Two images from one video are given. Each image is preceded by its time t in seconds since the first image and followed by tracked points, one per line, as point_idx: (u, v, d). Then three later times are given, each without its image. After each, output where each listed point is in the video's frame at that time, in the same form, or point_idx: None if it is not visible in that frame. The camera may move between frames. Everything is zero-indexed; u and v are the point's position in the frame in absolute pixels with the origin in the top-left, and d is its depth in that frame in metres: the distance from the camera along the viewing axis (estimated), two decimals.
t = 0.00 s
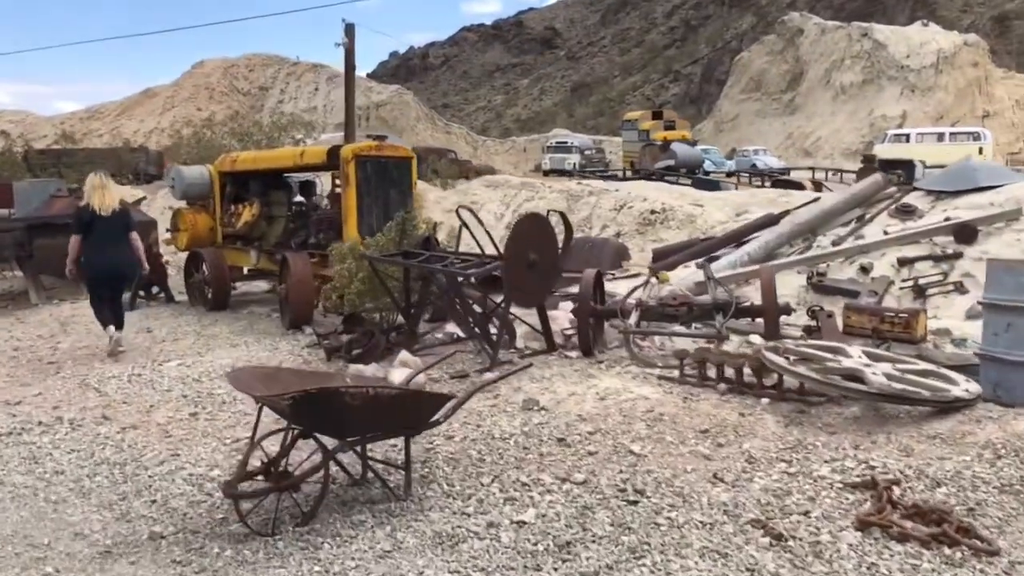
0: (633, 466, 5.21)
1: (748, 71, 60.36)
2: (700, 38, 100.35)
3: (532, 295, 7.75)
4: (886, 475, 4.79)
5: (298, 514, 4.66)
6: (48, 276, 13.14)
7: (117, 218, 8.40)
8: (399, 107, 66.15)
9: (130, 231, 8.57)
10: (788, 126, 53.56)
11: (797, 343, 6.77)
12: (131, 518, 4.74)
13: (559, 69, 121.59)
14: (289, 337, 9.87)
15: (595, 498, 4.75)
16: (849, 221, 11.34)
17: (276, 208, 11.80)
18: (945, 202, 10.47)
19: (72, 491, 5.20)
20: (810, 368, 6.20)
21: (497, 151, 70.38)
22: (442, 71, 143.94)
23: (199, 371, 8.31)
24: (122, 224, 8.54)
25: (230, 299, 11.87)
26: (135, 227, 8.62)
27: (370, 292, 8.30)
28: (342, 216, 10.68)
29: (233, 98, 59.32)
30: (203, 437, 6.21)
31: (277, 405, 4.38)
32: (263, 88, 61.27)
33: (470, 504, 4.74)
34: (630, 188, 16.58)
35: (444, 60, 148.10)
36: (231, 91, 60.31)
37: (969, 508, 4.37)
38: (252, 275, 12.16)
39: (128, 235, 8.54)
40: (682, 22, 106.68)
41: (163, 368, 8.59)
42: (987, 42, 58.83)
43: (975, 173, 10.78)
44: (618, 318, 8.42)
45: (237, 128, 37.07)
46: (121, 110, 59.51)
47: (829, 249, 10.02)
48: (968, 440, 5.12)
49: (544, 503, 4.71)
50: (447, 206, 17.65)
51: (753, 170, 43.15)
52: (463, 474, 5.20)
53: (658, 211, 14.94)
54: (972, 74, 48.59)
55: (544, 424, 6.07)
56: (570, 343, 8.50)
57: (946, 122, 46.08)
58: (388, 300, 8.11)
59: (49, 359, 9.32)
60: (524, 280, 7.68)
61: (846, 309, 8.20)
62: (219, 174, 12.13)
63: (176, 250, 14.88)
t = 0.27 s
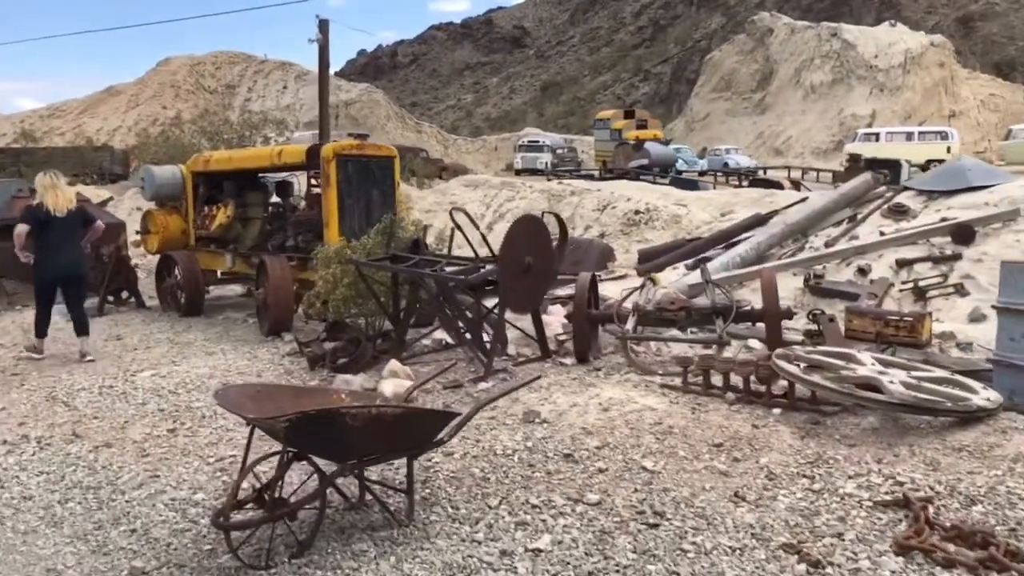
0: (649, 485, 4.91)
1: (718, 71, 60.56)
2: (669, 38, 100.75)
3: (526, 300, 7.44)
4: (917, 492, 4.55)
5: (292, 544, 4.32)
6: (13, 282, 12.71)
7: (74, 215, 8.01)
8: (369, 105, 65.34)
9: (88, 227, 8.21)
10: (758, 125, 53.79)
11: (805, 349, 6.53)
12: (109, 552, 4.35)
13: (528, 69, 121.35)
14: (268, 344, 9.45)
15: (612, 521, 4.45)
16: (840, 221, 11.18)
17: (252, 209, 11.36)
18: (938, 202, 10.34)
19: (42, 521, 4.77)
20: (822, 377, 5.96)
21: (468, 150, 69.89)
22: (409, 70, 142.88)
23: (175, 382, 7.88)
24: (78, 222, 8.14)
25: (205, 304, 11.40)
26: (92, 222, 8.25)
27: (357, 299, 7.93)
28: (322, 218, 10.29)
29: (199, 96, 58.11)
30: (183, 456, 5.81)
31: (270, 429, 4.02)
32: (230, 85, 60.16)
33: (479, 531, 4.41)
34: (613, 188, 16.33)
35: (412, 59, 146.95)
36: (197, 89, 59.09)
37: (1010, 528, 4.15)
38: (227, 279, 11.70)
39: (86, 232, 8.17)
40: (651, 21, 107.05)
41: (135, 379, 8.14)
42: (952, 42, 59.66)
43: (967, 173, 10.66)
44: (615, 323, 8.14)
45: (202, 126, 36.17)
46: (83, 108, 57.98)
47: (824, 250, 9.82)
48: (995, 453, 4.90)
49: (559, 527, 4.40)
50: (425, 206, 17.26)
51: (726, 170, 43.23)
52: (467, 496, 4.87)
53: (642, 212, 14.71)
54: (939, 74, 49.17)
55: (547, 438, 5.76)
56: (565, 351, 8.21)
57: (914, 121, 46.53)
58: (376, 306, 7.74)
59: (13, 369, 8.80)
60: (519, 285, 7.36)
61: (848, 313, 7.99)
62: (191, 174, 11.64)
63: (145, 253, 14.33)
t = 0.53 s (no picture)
0: (666, 502, 4.65)
1: (683, 72, 60.81)
2: (632, 39, 101.16)
3: (520, 304, 7.14)
4: (950, 506, 4.33)
5: None
6: None
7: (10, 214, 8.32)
8: (332, 105, 64.47)
9: (24, 228, 8.49)
10: (724, 126, 54.09)
11: (809, 354, 6.33)
12: None
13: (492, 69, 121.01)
14: (243, 352, 9.04)
15: (633, 543, 4.19)
16: (826, 221, 11.06)
17: (223, 211, 10.91)
18: (926, 202, 10.26)
19: (9, 554, 4.37)
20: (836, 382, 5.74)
21: (433, 151, 69.34)
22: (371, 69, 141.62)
23: (145, 394, 7.43)
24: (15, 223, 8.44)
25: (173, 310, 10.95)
26: (29, 223, 8.55)
27: (340, 305, 7.56)
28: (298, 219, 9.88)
29: (157, 95, 56.78)
30: (162, 476, 5.40)
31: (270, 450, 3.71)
32: (190, 84, 58.95)
33: (493, 557, 4.10)
34: (591, 188, 16.10)
35: (374, 58, 145.69)
36: (155, 88, 57.74)
37: None
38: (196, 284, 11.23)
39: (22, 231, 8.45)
40: (614, 22, 107.42)
41: (103, 391, 7.69)
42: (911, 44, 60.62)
43: (954, 172, 10.60)
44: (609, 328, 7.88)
45: (161, 126, 35.22)
46: (36, 107, 56.29)
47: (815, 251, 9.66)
48: (1023, 462, 4.71)
49: (577, 551, 4.12)
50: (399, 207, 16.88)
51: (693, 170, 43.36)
52: (475, 517, 4.56)
53: (622, 212, 14.50)
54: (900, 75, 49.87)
55: (553, 451, 5.46)
56: (557, 357, 7.92)
57: (876, 122, 47.11)
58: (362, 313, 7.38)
59: None
60: (512, 288, 7.06)
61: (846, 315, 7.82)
62: (158, 174, 11.15)
63: (109, 256, 13.76)
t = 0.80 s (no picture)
0: (688, 522, 4.37)
1: (645, 74, 61.00)
2: (593, 41, 101.40)
3: (511, 311, 6.81)
4: (987, 523, 4.12)
5: None
6: None
7: None
8: (291, 106, 63.41)
9: None
10: (686, 127, 54.32)
11: (815, 361, 6.12)
12: None
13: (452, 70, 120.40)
14: (214, 362, 8.60)
15: (659, 570, 3.91)
16: (810, 222, 10.94)
17: (190, 213, 10.45)
18: (911, 202, 10.19)
19: None
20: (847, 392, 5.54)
21: (394, 152, 68.60)
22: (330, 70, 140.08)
23: (112, 408, 6.95)
24: None
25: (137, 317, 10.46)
26: None
27: (323, 311, 7.17)
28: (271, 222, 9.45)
29: (111, 95, 55.28)
30: (137, 501, 4.98)
31: (269, 479, 3.37)
32: (145, 84, 57.60)
33: None
34: (566, 190, 15.85)
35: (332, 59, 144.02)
36: (108, 88, 56.20)
37: None
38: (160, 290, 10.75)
39: None
40: (575, 24, 107.58)
41: (65, 405, 7.21)
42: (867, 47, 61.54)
43: (936, 171, 10.56)
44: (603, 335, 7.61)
45: (115, 127, 34.17)
46: None
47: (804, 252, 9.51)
48: None
49: None
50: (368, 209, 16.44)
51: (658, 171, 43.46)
52: (484, 543, 4.24)
53: (599, 214, 14.27)
54: (858, 78, 50.58)
55: (559, 468, 5.16)
56: (550, 365, 7.63)
57: (836, 123, 47.68)
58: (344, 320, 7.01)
59: None
60: (504, 294, 6.74)
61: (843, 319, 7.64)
62: (119, 175, 10.62)
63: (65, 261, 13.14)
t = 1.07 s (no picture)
0: (733, 544, 4.06)
1: (623, 75, 60.90)
2: (568, 43, 101.31)
3: (520, 316, 6.47)
4: None
5: None
6: None
7: None
8: (266, 106, 62.46)
9: None
10: (665, 128, 54.26)
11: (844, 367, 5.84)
12: None
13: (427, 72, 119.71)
14: (201, 370, 8.16)
15: None
16: (812, 222, 10.72)
17: (172, 216, 10.01)
18: (917, 202, 10.00)
19: None
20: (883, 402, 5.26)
21: (370, 154, 67.87)
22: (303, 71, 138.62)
23: (96, 422, 6.51)
24: None
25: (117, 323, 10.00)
26: None
27: (321, 317, 6.78)
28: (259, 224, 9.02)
29: (80, 94, 54.05)
30: (130, 526, 4.57)
31: (292, 509, 3.02)
32: (115, 83, 56.43)
33: None
34: (556, 190, 15.53)
35: (305, 60, 142.55)
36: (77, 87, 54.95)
37: None
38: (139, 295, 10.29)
39: None
40: (550, 26, 107.41)
41: (43, 418, 6.76)
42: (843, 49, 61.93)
43: (940, 170, 10.39)
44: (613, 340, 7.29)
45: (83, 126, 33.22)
46: None
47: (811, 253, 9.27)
48: None
49: None
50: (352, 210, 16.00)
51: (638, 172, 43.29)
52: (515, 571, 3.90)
53: (592, 214, 13.96)
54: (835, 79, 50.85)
55: (586, 485, 4.81)
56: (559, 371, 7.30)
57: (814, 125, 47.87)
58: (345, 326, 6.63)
59: None
60: (515, 298, 6.41)
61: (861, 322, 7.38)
62: (97, 174, 10.12)
63: (38, 265, 12.59)
